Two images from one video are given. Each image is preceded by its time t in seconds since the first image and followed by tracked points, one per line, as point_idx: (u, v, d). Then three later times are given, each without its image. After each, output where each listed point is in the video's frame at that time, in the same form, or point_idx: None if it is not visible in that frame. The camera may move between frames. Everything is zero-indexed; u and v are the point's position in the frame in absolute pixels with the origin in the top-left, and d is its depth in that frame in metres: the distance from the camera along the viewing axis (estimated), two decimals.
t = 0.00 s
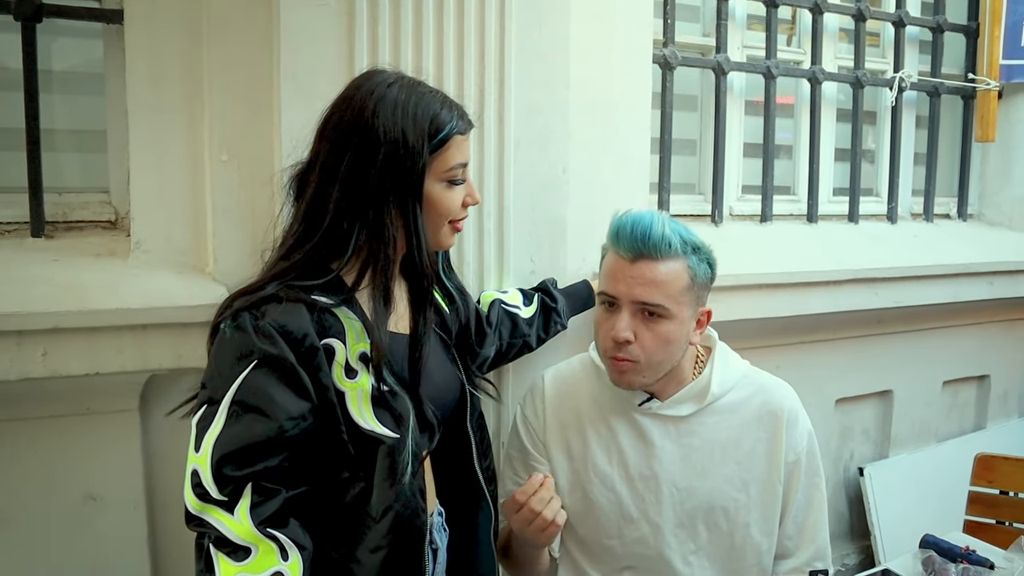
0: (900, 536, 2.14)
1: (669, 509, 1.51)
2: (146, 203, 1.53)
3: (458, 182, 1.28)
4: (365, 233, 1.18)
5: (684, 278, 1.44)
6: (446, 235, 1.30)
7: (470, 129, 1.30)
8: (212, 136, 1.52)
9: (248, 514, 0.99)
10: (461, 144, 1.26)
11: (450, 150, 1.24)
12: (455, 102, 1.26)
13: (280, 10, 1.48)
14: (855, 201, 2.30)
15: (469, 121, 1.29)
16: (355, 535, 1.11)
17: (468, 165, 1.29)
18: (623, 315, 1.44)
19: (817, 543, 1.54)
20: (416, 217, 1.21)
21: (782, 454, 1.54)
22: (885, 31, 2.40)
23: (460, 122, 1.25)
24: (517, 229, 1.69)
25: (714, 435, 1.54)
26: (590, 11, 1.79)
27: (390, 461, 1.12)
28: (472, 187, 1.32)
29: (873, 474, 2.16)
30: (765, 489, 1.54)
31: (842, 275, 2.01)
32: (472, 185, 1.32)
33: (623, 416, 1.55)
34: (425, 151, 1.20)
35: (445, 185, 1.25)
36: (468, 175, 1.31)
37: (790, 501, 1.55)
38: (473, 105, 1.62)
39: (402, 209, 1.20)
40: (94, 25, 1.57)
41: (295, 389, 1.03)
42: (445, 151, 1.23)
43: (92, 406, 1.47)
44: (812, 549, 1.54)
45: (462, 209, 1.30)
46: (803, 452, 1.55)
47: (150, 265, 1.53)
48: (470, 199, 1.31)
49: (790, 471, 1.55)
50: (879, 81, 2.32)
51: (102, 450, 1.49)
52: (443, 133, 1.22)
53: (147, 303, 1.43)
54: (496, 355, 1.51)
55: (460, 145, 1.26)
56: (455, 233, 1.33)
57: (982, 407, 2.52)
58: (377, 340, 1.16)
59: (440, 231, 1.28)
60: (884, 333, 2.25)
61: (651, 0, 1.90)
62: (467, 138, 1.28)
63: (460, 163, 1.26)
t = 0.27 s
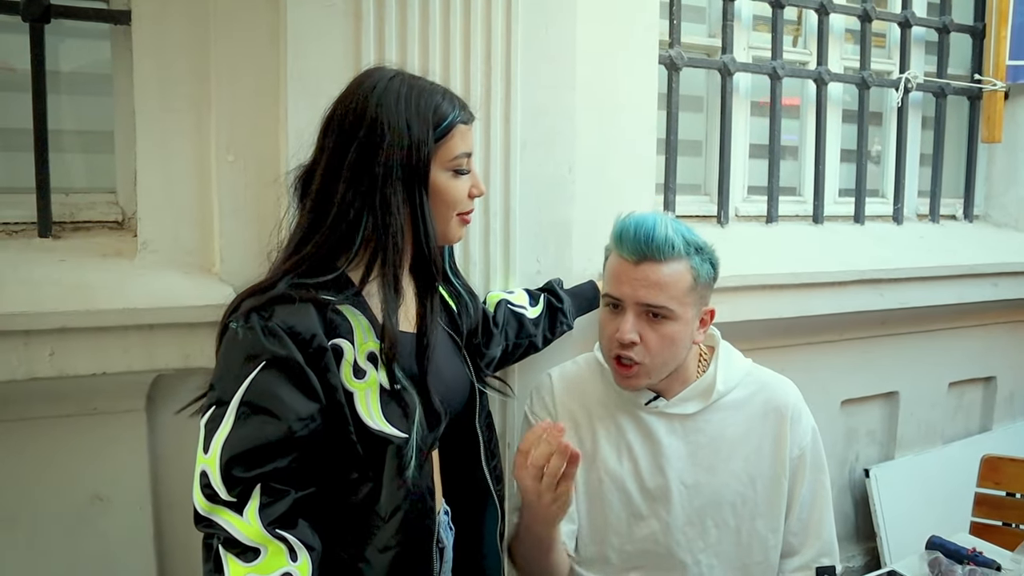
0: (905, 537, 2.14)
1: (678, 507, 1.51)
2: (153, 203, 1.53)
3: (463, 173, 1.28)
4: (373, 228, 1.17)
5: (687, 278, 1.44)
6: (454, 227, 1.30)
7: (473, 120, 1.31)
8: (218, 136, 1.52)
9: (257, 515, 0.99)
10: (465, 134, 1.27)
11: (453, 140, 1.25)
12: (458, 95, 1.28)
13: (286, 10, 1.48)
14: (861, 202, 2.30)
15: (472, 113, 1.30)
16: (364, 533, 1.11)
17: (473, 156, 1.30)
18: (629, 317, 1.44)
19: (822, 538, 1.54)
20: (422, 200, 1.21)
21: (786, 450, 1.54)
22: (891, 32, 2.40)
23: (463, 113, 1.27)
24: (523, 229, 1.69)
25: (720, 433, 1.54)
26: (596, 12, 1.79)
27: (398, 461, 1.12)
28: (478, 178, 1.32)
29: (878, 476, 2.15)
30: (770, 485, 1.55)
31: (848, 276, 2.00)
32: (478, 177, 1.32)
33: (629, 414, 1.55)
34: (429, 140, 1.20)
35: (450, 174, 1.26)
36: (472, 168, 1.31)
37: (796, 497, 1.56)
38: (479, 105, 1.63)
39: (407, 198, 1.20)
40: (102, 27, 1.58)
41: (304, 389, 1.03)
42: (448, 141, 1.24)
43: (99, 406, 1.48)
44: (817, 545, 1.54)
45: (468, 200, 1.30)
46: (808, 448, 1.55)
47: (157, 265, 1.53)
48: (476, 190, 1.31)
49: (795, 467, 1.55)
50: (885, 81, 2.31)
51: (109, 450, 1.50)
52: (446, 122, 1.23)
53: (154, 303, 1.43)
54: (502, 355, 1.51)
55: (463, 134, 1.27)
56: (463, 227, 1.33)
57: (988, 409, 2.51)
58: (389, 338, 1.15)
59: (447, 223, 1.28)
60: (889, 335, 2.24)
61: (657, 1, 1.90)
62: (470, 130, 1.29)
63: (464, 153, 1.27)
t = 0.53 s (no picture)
0: (910, 537, 2.13)
1: (687, 508, 1.51)
2: (155, 203, 1.53)
3: (464, 163, 1.27)
4: (376, 223, 1.17)
5: (705, 270, 1.44)
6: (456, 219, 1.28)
7: (474, 112, 1.30)
8: (221, 135, 1.52)
9: (261, 516, 0.99)
10: (464, 125, 1.26)
11: (452, 130, 1.24)
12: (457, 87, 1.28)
13: (289, 9, 1.48)
14: (867, 200, 2.28)
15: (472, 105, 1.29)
16: (368, 535, 1.11)
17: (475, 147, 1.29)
18: (648, 309, 1.43)
19: (824, 536, 1.53)
20: (419, 186, 1.20)
21: (794, 449, 1.53)
22: (897, 29, 2.39)
23: (461, 104, 1.26)
24: (527, 228, 1.68)
25: (728, 434, 1.53)
26: (599, 10, 1.78)
27: (402, 462, 1.12)
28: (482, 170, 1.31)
29: (883, 475, 2.14)
30: (779, 484, 1.54)
31: (853, 275, 1.99)
32: (480, 169, 1.31)
33: (637, 417, 1.54)
34: (426, 130, 1.20)
35: (451, 165, 1.25)
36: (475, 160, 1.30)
37: (801, 496, 1.55)
38: (482, 104, 1.62)
39: (407, 189, 1.19)
40: (104, 26, 1.58)
41: (307, 390, 1.03)
42: (447, 131, 1.23)
43: (101, 406, 1.48)
44: (821, 543, 1.53)
45: (471, 191, 1.29)
46: (814, 446, 1.55)
47: (159, 265, 1.53)
48: (480, 182, 1.30)
49: (801, 467, 1.55)
50: (890, 79, 2.30)
51: (111, 449, 1.49)
52: (443, 112, 1.22)
53: (156, 303, 1.43)
54: (505, 356, 1.50)
55: (463, 125, 1.26)
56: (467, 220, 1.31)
57: (994, 408, 2.50)
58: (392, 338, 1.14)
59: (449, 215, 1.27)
60: (895, 334, 2.23)
61: None
62: (472, 121, 1.29)
63: (466, 143, 1.26)
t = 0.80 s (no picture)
0: (916, 538, 2.12)
1: (691, 512, 1.50)
2: (161, 202, 1.53)
3: (459, 157, 1.26)
4: (375, 221, 1.18)
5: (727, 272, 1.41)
6: (458, 213, 1.26)
7: (470, 105, 1.30)
8: (227, 135, 1.52)
9: (269, 516, 0.98)
10: (457, 118, 1.25)
11: (442, 124, 1.23)
12: (450, 82, 1.27)
13: (294, 9, 1.47)
14: (872, 201, 2.28)
15: (467, 98, 1.29)
16: (376, 536, 1.11)
17: (471, 140, 1.27)
18: (684, 321, 1.36)
19: (836, 543, 1.51)
20: (406, 183, 1.21)
21: (801, 454, 1.52)
22: (903, 29, 2.38)
23: (453, 98, 1.26)
24: (533, 228, 1.68)
25: (734, 439, 1.52)
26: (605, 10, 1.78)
27: (411, 462, 1.11)
28: (482, 162, 1.29)
29: (889, 476, 2.14)
30: (786, 491, 1.53)
31: (859, 275, 1.99)
32: (480, 161, 1.29)
33: (642, 421, 1.53)
34: (413, 125, 1.21)
35: (444, 159, 1.24)
36: (473, 154, 1.28)
37: (811, 502, 1.53)
38: (488, 104, 1.61)
39: (397, 186, 1.20)
40: (110, 25, 1.57)
41: (316, 390, 1.02)
42: (437, 125, 1.23)
43: (107, 406, 1.47)
44: (831, 550, 1.51)
45: (471, 185, 1.27)
46: (822, 452, 1.53)
47: (165, 265, 1.53)
48: (481, 175, 1.28)
49: (810, 472, 1.53)
50: (896, 79, 2.29)
51: (117, 450, 1.49)
52: (432, 107, 1.22)
53: (162, 303, 1.43)
54: (511, 357, 1.50)
55: (456, 118, 1.25)
56: (471, 214, 1.29)
57: (1000, 409, 2.49)
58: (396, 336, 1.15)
59: (449, 210, 1.25)
60: (901, 334, 2.23)
61: None
62: (467, 114, 1.27)
63: (460, 136, 1.25)
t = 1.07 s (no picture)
0: (920, 538, 2.12)
1: (689, 507, 1.50)
2: (167, 202, 1.54)
3: (459, 156, 1.26)
4: (381, 223, 1.19)
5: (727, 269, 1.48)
6: (462, 212, 1.27)
7: (468, 103, 1.30)
8: (232, 135, 1.52)
9: (277, 515, 0.99)
10: (455, 117, 1.25)
11: (440, 124, 1.24)
12: (447, 81, 1.28)
13: (299, 9, 1.48)
14: (876, 200, 2.27)
15: (464, 96, 1.29)
16: (381, 536, 1.11)
17: (471, 138, 1.27)
18: (731, 325, 1.39)
19: (828, 534, 1.49)
20: (406, 186, 1.21)
21: (798, 449, 1.52)
22: (907, 28, 2.38)
23: (450, 97, 1.26)
24: (537, 228, 1.68)
25: (731, 435, 1.52)
26: (609, 10, 1.78)
27: (417, 461, 1.12)
28: (484, 160, 1.30)
29: (893, 476, 2.13)
30: (785, 485, 1.52)
31: (863, 275, 1.99)
32: (481, 159, 1.29)
33: (643, 420, 1.53)
34: (412, 126, 1.21)
35: (445, 159, 1.24)
36: (473, 152, 1.28)
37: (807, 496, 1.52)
38: (492, 104, 1.62)
39: (398, 189, 1.20)
40: (116, 26, 1.58)
41: (325, 389, 1.03)
42: (435, 125, 1.23)
43: (113, 405, 1.48)
44: (824, 542, 1.50)
45: (474, 183, 1.27)
46: (820, 446, 1.53)
47: (170, 265, 1.53)
48: (483, 173, 1.28)
49: (807, 467, 1.53)
50: (900, 78, 2.29)
51: (123, 448, 1.50)
52: (429, 107, 1.22)
53: (168, 303, 1.43)
54: (515, 355, 1.50)
55: (453, 117, 1.25)
56: (477, 212, 1.30)
57: (1005, 409, 2.49)
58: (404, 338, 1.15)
59: (453, 211, 1.26)
60: (905, 334, 2.22)
61: None
62: (466, 113, 1.28)
63: (459, 135, 1.25)
